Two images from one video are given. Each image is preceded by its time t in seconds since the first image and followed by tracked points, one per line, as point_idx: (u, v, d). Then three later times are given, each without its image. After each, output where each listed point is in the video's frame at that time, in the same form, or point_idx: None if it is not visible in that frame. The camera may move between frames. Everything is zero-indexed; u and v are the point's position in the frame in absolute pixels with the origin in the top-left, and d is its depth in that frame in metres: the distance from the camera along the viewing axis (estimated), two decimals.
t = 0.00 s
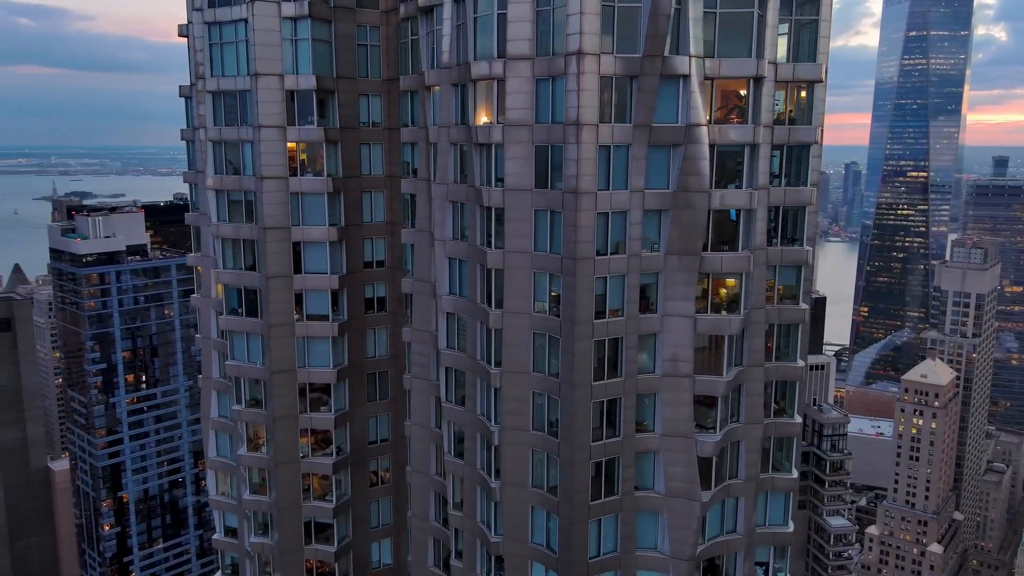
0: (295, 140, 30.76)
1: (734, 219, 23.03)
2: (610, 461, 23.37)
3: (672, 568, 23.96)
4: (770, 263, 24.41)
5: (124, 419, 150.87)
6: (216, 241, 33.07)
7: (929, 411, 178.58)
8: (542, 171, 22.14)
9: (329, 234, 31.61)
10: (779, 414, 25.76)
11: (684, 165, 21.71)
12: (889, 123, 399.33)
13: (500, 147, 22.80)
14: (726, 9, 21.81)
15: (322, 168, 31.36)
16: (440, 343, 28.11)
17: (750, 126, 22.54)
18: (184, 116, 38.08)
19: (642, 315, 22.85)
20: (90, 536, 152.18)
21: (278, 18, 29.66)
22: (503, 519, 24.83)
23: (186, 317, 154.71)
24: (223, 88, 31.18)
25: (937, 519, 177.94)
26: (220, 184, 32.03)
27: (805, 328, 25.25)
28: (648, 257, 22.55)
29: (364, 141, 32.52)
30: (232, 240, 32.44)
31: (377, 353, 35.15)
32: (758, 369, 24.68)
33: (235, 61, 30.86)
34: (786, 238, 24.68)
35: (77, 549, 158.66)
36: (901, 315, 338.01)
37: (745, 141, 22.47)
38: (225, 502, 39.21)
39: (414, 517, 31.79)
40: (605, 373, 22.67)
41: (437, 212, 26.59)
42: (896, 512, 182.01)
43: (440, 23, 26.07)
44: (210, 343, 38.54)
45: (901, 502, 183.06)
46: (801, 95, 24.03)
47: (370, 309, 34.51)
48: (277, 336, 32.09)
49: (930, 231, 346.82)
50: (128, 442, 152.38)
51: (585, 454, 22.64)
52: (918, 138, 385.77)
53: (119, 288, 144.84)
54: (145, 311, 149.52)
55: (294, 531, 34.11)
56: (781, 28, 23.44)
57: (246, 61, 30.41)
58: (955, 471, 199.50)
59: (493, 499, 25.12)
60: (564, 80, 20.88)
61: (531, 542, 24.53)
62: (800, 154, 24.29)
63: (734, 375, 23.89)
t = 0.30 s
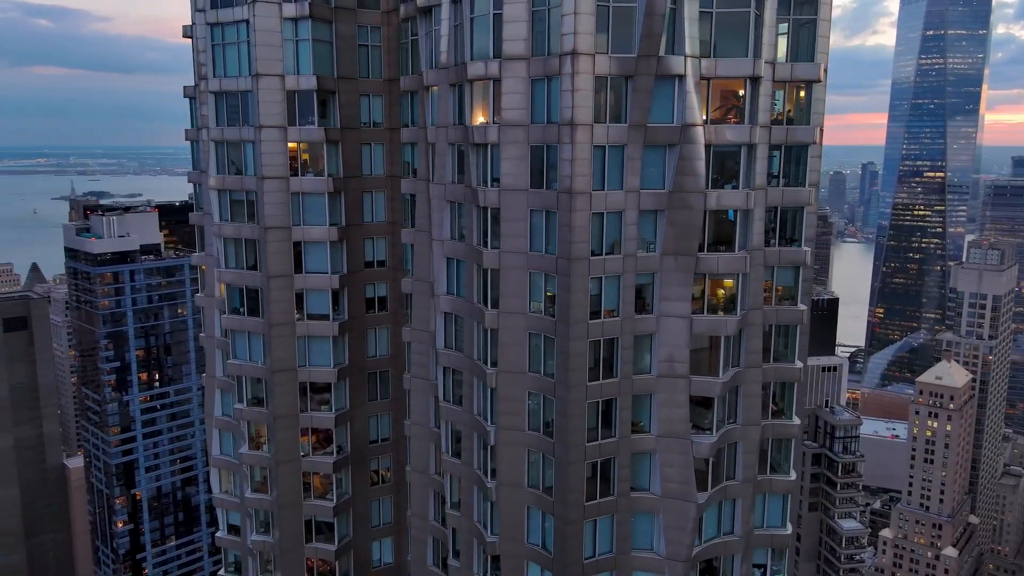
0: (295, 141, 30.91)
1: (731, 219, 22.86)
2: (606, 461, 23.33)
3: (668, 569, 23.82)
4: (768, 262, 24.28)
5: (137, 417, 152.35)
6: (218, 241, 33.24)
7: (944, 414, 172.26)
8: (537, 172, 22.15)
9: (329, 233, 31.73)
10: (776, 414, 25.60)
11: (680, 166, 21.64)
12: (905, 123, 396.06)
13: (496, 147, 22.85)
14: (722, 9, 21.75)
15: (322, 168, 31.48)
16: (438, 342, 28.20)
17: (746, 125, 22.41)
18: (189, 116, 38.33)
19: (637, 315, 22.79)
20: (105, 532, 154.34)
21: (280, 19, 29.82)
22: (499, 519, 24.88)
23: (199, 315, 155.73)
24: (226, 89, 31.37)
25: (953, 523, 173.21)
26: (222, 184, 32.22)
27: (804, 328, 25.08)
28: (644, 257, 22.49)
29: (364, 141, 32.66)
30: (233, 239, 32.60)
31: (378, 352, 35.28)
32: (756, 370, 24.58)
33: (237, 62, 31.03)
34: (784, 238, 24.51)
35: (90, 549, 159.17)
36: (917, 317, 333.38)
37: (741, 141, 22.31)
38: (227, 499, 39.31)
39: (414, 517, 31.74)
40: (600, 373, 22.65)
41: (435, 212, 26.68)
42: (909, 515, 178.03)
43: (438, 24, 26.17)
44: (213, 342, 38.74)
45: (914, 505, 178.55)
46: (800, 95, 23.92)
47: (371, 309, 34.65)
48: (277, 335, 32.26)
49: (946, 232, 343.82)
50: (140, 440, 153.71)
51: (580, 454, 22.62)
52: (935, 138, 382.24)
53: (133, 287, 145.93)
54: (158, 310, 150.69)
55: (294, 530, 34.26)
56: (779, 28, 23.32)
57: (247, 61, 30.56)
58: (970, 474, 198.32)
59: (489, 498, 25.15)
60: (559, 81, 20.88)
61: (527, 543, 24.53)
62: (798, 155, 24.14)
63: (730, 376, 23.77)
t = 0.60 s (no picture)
0: (296, 141, 31.06)
1: (727, 219, 22.76)
2: (600, 463, 23.29)
3: (663, 570, 23.73)
4: (766, 264, 24.16)
5: (151, 415, 154.30)
6: (220, 240, 33.45)
7: (960, 416, 169.92)
8: (531, 172, 22.16)
9: (330, 233, 31.88)
10: (772, 416, 25.49)
11: (673, 166, 21.60)
12: (924, 123, 392.64)
13: (491, 148, 22.88)
14: (717, 8, 21.61)
15: (322, 168, 31.63)
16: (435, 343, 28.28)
17: (742, 125, 22.28)
18: (194, 115, 38.50)
19: (631, 316, 22.75)
20: (119, 529, 156.25)
21: (279, 19, 29.99)
22: (494, 519, 24.91)
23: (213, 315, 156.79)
24: (227, 89, 31.55)
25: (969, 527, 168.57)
26: (224, 183, 32.42)
27: (800, 329, 24.97)
28: (638, 258, 22.43)
29: (364, 141, 32.83)
30: (235, 239, 32.81)
31: (379, 352, 35.44)
32: (753, 372, 24.46)
33: (238, 63, 31.22)
34: (782, 239, 24.43)
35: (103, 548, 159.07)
36: (935, 320, 330.48)
37: (736, 141, 22.20)
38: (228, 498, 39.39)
39: (412, 516, 31.79)
40: (594, 374, 22.62)
41: (432, 212, 26.72)
42: (924, 519, 174.11)
43: (435, 25, 26.24)
44: (215, 340, 38.89)
45: (930, 509, 174.18)
46: (798, 95, 23.77)
47: (371, 309, 34.81)
48: (278, 334, 32.45)
49: (965, 234, 342.42)
50: (154, 438, 155.69)
51: (573, 454, 22.60)
52: (953, 138, 378.71)
53: (147, 286, 147.76)
54: (172, 309, 152.19)
55: (295, 528, 34.45)
56: (775, 28, 23.24)
57: (248, 62, 30.74)
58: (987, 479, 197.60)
59: (484, 498, 25.18)
60: (552, 81, 20.88)
61: (521, 543, 24.54)
62: (793, 155, 24.05)
63: (725, 377, 23.64)
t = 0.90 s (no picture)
0: (296, 141, 31.22)
1: (721, 221, 22.60)
2: (596, 462, 23.27)
3: (658, 571, 23.65)
4: (762, 265, 24.04)
5: (163, 413, 155.31)
6: (223, 240, 33.66)
7: (976, 420, 165.73)
8: (526, 171, 22.17)
9: (330, 233, 32.04)
10: (768, 418, 25.35)
11: (669, 166, 21.53)
12: (941, 123, 388.65)
13: (487, 148, 22.92)
14: (713, 8, 21.50)
15: (323, 168, 31.79)
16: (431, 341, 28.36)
17: (738, 125, 22.17)
18: (198, 115, 38.76)
19: (627, 316, 22.71)
20: (132, 526, 157.26)
21: (280, 20, 30.18)
22: (490, 520, 24.90)
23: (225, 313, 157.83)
24: (229, 89, 31.72)
25: (984, 530, 167.01)
26: (226, 183, 32.64)
27: (797, 330, 24.89)
28: (633, 258, 22.44)
29: (366, 141, 33.01)
30: (237, 237, 33.01)
31: (380, 351, 35.62)
32: (749, 373, 24.35)
33: (239, 63, 31.42)
34: (779, 239, 24.31)
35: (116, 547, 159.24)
36: (951, 321, 324.41)
37: (731, 141, 22.09)
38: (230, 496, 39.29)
39: (411, 515, 31.80)
40: (589, 375, 22.62)
41: (430, 211, 26.77)
42: (939, 522, 172.01)
43: (434, 25, 26.31)
44: (219, 338, 38.90)
45: (944, 512, 171.86)
46: (795, 94, 23.63)
47: (372, 308, 34.96)
48: (279, 333, 32.62)
49: (982, 235, 336.16)
50: (167, 436, 156.63)
51: (568, 455, 22.62)
52: (971, 138, 374.45)
53: (161, 285, 149.71)
54: (184, 309, 153.38)
55: (296, 527, 34.68)
56: (774, 27, 23.12)
57: (249, 62, 30.91)
58: (1003, 483, 196.43)
59: (480, 498, 25.22)
60: (547, 80, 20.87)
61: (517, 543, 24.60)
62: (790, 155, 23.93)
63: (722, 376, 23.52)
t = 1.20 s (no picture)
0: (297, 142, 31.40)
1: (717, 221, 22.51)
2: (591, 463, 23.23)
3: (653, 572, 23.57)
4: (759, 265, 23.97)
5: (178, 412, 156.77)
6: (226, 239, 33.93)
7: (993, 423, 162.73)
8: (521, 171, 22.21)
9: (331, 232, 32.20)
10: (764, 420, 25.24)
11: (664, 166, 21.46)
12: (960, 123, 384.89)
13: (482, 148, 22.97)
14: (708, 8, 21.46)
15: (324, 168, 31.99)
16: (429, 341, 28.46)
17: (734, 125, 22.02)
18: (204, 115, 39.10)
19: (622, 316, 22.69)
20: (148, 524, 158.28)
21: (281, 20, 30.41)
22: (486, 520, 24.94)
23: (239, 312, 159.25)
24: (231, 90, 31.99)
25: (1003, 535, 163.53)
26: (229, 183, 32.89)
27: (794, 331, 24.78)
28: (629, 258, 22.39)
29: (367, 141, 33.17)
30: (239, 237, 33.23)
31: (380, 350, 35.83)
32: (746, 374, 24.23)
33: (242, 64, 31.66)
34: (776, 240, 24.22)
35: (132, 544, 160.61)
36: (971, 324, 319.30)
37: (727, 142, 21.96)
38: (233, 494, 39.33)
39: (410, 514, 31.84)
40: (584, 375, 22.61)
41: (428, 210, 26.85)
42: (955, 526, 168.52)
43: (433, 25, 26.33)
44: (224, 338, 39.10)
45: (961, 516, 169.25)
46: (793, 95, 23.53)
47: (373, 308, 35.18)
48: (280, 332, 32.82)
49: (1002, 236, 332.14)
50: (182, 434, 157.88)
51: (563, 455, 22.62)
52: (992, 138, 369.92)
53: (175, 285, 152.52)
54: (199, 307, 155.72)
55: (297, 526, 34.80)
56: (774, 27, 23.04)
57: (251, 62, 31.17)
58: None
59: (476, 498, 25.25)
60: (541, 80, 20.90)
61: (513, 543, 24.60)
62: (787, 155, 23.81)
63: (718, 378, 23.43)
